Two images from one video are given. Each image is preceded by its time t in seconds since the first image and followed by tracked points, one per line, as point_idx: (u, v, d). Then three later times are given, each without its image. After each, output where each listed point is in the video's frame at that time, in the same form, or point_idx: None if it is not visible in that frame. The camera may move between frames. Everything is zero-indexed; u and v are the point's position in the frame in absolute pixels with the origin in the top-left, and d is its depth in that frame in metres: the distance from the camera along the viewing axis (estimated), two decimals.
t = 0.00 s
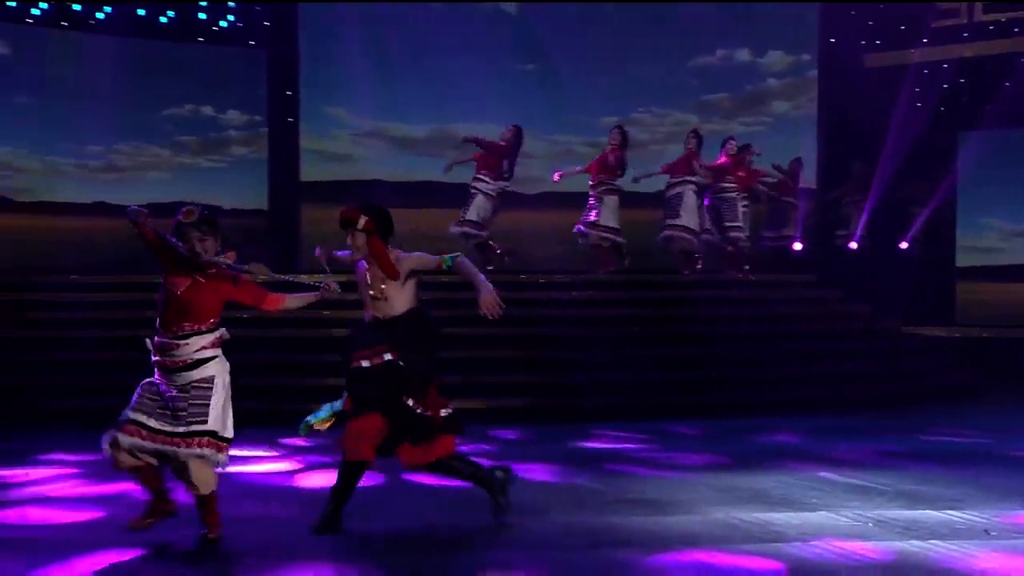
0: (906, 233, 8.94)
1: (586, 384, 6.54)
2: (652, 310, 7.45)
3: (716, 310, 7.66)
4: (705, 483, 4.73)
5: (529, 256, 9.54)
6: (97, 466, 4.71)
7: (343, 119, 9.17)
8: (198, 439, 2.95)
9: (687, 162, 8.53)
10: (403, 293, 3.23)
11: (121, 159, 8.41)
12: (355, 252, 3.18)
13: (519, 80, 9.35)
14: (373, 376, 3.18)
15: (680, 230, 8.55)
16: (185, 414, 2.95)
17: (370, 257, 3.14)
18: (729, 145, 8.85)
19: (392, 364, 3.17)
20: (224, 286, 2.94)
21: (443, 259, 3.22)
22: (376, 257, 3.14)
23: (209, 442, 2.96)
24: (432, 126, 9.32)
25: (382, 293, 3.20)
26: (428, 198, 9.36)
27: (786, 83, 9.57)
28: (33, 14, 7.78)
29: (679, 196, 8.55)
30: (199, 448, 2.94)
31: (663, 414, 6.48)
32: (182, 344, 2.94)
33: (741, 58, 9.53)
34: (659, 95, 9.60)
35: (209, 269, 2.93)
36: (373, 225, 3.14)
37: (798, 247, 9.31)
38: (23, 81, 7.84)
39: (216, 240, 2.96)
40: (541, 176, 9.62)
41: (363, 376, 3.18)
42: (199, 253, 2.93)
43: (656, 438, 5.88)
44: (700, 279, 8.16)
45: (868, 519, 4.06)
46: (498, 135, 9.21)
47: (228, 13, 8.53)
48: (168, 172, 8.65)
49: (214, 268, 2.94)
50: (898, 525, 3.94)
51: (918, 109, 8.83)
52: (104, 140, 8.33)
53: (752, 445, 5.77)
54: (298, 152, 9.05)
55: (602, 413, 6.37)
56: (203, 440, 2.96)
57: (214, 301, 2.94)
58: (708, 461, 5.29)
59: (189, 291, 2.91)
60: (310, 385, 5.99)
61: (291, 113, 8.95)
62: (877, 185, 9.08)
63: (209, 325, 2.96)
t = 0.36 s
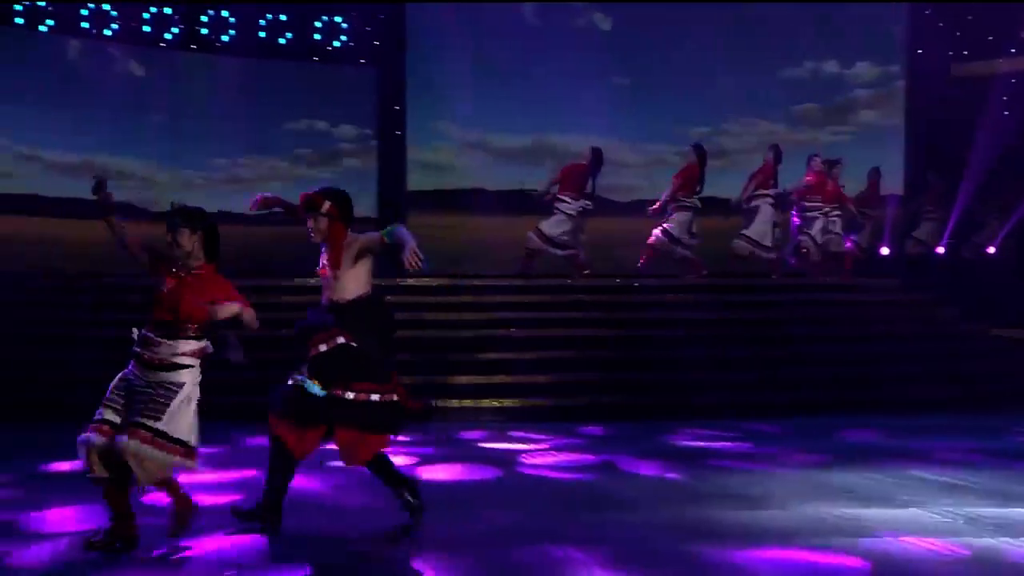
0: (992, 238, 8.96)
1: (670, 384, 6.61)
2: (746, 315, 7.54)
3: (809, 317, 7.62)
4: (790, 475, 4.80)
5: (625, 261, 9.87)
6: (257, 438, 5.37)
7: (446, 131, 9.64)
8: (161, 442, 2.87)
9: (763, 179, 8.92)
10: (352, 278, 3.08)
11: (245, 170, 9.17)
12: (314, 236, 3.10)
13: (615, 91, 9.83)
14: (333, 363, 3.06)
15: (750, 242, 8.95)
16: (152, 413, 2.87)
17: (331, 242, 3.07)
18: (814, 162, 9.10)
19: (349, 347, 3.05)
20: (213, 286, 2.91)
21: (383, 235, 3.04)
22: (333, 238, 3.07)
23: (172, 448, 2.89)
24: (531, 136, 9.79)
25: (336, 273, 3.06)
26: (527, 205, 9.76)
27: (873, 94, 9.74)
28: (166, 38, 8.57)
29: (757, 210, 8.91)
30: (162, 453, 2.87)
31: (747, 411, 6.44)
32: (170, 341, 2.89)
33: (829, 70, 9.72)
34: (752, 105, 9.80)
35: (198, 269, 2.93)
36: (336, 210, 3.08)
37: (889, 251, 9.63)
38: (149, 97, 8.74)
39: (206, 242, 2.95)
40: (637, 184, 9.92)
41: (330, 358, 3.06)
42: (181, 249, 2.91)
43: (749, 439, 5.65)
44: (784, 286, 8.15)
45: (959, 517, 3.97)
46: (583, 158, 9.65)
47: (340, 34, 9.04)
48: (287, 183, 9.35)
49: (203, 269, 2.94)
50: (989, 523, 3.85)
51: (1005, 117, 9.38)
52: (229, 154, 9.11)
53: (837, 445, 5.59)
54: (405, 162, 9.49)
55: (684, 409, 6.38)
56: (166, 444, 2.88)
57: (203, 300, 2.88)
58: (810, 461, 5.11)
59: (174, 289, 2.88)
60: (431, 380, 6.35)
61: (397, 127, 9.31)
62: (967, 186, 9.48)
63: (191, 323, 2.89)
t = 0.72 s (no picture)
0: None
1: (747, 384, 6.72)
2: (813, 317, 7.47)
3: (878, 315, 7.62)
4: (848, 475, 4.96)
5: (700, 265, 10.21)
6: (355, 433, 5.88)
7: (530, 142, 10.10)
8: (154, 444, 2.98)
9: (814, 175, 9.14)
10: (324, 295, 3.21)
11: (340, 180, 9.79)
12: (280, 247, 3.22)
13: (694, 103, 10.15)
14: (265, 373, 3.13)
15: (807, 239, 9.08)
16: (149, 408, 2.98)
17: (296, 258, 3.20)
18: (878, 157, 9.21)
19: (302, 366, 3.15)
20: (221, 299, 3.06)
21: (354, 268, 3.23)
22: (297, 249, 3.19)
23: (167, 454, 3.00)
24: (611, 146, 10.17)
25: (304, 290, 3.19)
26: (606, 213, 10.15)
27: (948, 102, 9.88)
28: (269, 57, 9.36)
29: (806, 210, 9.14)
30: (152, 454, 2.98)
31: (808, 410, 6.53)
32: (171, 340, 3.01)
33: (903, 79, 9.90)
34: (825, 114, 10.07)
35: (208, 282, 3.07)
36: (298, 221, 3.19)
37: (963, 254, 9.76)
38: (249, 113, 9.37)
39: (227, 257, 3.12)
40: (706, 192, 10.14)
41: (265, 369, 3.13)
42: (200, 260, 3.06)
43: (825, 439, 5.84)
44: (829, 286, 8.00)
45: None
46: (633, 160, 9.99)
47: (431, 51, 9.85)
48: (380, 191, 9.94)
49: (216, 282, 3.09)
50: None
51: None
52: (324, 164, 9.74)
53: (905, 444, 5.71)
54: (493, 172, 10.04)
55: (744, 412, 6.48)
56: (158, 450, 2.99)
57: (209, 307, 3.01)
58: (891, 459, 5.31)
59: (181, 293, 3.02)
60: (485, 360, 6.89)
61: (483, 138, 10.04)
62: None
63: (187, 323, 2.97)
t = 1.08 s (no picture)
0: None
1: (778, 381, 6.92)
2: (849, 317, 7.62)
3: (912, 312, 7.75)
4: (867, 465, 5.17)
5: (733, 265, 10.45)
6: (392, 429, 6.17)
7: (570, 145, 10.40)
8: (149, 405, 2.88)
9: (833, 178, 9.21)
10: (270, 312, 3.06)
11: (384, 183, 10.14)
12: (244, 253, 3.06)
13: (731, 107, 10.38)
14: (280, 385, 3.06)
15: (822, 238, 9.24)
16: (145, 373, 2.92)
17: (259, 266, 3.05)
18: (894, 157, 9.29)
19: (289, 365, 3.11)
20: (232, 266, 2.98)
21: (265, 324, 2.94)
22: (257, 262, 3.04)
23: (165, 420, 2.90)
24: (651, 149, 10.47)
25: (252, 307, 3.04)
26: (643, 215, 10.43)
27: (982, 105, 10.02)
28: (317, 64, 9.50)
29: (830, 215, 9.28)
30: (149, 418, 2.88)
31: (830, 410, 6.72)
32: (170, 315, 2.93)
33: (938, 83, 10.04)
34: (859, 117, 10.25)
35: (216, 251, 3.01)
36: (277, 231, 3.07)
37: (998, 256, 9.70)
38: (299, 120, 9.70)
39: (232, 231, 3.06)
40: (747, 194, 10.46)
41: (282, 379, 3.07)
42: (202, 232, 3.01)
43: (855, 434, 6.00)
44: (855, 285, 8.05)
45: None
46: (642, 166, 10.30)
47: (472, 57, 9.93)
48: (424, 194, 10.26)
49: (223, 253, 3.01)
50: None
51: None
52: (370, 168, 10.09)
53: (941, 441, 5.79)
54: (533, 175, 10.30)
55: (773, 408, 6.71)
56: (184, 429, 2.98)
57: (223, 275, 2.96)
58: (921, 454, 5.45)
59: (193, 263, 2.96)
60: (526, 359, 7.14)
61: (523, 142, 10.19)
62: None
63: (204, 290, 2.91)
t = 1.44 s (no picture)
0: None
1: (787, 379, 7.13)
2: (860, 316, 7.83)
3: (924, 312, 7.92)
4: (872, 457, 5.40)
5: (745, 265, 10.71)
6: (412, 424, 6.42)
7: (587, 148, 10.71)
8: (172, 386, 3.27)
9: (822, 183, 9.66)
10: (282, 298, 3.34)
11: (405, 186, 10.44)
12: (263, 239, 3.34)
13: (743, 111, 10.63)
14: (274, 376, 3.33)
15: (805, 242, 9.72)
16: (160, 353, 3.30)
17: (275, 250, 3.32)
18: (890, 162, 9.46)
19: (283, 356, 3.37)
20: (252, 267, 3.28)
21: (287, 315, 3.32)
22: (276, 249, 3.30)
23: (185, 403, 3.29)
24: (666, 152, 10.75)
25: (270, 292, 3.29)
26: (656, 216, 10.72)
27: (992, 108, 10.22)
28: (342, 71, 9.74)
29: (816, 218, 9.67)
30: (171, 399, 3.26)
31: (840, 408, 6.93)
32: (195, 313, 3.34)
33: (949, 86, 10.24)
34: (870, 121, 10.47)
35: (237, 251, 3.29)
36: (290, 217, 3.35)
37: (1007, 256, 9.80)
38: (322, 125, 9.98)
39: (250, 228, 3.31)
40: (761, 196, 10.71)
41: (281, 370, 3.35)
42: (222, 228, 3.26)
43: (864, 431, 6.16)
44: (867, 284, 8.23)
45: None
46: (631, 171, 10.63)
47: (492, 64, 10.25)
48: (445, 197, 10.61)
49: (242, 251, 3.30)
50: None
51: None
52: (393, 171, 10.41)
53: (950, 436, 5.94)
54: (552, 178, 10.67)
55: (786, 406, 6.91)
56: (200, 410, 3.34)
57: (246, 279, 3.25)
58: (927, 449, 5.58)
59: (219, 262, 3.24)
60: (543, 356, 7.39)
61: (543, 145, 10.60)
62: None
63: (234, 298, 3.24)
